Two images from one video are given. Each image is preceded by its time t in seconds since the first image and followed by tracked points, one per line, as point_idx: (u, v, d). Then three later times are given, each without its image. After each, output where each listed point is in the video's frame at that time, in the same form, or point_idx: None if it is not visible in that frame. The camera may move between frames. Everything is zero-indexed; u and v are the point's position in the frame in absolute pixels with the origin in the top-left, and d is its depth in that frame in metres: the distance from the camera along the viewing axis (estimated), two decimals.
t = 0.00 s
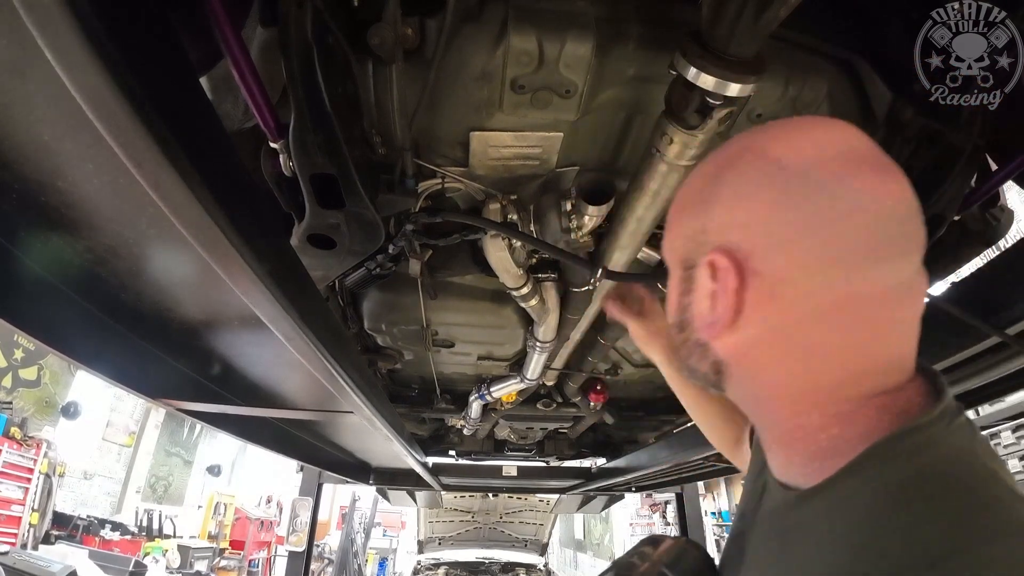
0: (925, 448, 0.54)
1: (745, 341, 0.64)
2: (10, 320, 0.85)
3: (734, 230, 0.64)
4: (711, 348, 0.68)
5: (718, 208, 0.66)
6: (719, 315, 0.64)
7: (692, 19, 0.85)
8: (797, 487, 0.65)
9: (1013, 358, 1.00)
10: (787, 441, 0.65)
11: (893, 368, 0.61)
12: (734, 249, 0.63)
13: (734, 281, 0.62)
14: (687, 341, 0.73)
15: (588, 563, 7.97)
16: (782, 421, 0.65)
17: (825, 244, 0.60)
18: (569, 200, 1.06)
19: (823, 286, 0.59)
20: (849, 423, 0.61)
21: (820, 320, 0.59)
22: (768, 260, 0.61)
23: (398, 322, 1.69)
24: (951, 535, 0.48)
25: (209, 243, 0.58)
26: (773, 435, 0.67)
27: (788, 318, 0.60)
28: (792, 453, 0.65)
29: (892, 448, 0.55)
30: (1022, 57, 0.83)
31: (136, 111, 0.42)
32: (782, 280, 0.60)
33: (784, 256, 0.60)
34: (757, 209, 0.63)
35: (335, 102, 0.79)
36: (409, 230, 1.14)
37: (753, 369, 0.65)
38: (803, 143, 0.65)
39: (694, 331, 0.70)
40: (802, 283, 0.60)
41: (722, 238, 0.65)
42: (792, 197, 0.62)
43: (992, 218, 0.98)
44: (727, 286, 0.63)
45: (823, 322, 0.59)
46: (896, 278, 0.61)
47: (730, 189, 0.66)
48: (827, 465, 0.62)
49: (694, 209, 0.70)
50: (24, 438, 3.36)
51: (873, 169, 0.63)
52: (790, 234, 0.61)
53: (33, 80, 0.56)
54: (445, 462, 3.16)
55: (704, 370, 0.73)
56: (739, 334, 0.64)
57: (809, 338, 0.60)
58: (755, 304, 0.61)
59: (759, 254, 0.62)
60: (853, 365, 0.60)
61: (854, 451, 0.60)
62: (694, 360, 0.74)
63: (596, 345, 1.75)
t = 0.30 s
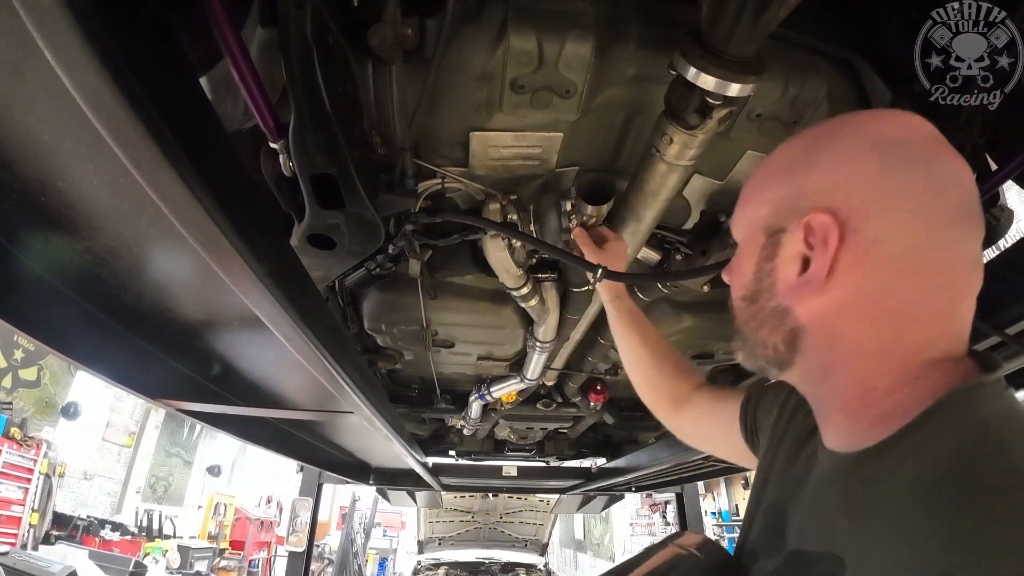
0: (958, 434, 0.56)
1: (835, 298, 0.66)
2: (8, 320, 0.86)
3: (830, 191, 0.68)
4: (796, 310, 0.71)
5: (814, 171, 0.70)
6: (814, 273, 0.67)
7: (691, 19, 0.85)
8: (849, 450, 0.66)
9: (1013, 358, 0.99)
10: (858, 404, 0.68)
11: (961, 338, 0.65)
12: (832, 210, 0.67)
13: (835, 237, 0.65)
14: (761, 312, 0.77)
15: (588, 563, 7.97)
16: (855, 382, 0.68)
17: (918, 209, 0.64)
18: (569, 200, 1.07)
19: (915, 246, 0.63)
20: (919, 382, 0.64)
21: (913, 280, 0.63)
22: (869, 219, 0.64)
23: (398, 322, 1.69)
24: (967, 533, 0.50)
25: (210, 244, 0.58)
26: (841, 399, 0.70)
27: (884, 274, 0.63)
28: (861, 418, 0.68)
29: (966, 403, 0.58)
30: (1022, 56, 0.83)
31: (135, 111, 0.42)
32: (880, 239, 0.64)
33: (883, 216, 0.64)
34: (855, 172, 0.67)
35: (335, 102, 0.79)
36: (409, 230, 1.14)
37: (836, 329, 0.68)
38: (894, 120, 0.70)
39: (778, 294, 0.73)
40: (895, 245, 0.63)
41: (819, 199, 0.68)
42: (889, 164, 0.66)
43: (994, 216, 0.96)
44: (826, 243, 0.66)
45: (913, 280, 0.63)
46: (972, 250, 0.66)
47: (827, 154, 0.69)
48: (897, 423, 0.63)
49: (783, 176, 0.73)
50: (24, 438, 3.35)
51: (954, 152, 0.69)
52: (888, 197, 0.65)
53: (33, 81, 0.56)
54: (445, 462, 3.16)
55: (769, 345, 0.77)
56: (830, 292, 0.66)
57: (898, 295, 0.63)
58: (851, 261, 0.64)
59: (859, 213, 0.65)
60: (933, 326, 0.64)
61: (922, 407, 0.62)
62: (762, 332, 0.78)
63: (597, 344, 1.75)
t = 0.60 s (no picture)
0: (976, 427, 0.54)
1: (859, 284, 0.66)
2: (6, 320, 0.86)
3: (856, 176, 0.68)
4: (815, 298, 0.71)
5: (838, 157, 0.70)
6: (838, 257, 0.67)
7: (692, 19, 0.85)
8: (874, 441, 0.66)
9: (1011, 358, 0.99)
10: (880, 392, 0.68)
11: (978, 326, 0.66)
12: (857, 194, 0.67)
13: (861, 221, 0.65)
14: (773, 301, 0.77)
15: (587, 563, 7.98)
16: (875, 371, 0.68)
17: (936, 195, 0.65)
18: (569, 200, 1.07)
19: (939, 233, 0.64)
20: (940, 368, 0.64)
21: (938, 264, 0.64)
22: (897, 204, 0.65)
23: (398, 322, 1.69)
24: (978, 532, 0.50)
25: (209, 244, 0.58)
26: (861, 388, 0.70)
27: (909, 258, 0.64)
28: (882, 408, 0.67)
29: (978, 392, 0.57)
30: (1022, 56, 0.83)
31: (135, 112, 0.42)
32: (907, 223, 0.64)
33: (909, 201, 0.65)
34: (882, 158, 0.67)
35: (334, 102, 0.79)
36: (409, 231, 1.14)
37: (859, 315, 0.68)
38: (916, 106, 0.71)
39: (796, 280, 0.72)
40: (923, 231, 0.64)
41: (843, 184, 0.69)
42: (914, 149, 0.67)
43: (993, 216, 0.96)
44: (852, 227, 0.66)
45: (938, 266, 0.64)
46: (990, 238, 0.67)
47: (851, 138, 0.70)
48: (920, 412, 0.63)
49: (804, 161, 0.74)
50: (24, 439, 3.34)
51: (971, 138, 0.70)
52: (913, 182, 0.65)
53: (33, 81, 0.56)
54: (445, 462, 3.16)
55: (781, 335, 0.77)
56: (854, 277, 0.66)
57: (922, 280, 0.64)
58: (878, 244, 0.65)
59: (886, 198, 0.66)
60: (955, 313, 0.64)
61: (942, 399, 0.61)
62: (773, 323, 0.77)
63: (596, 344, 1.75)
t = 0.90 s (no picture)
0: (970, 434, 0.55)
1: (810, 314, 0.67)
2: (7, 320, 0.86)
3: (792, 204, 0.67)
4: (765, 330, 0.72)
5: (772, 182, 0.69)
6: (785, 293, 0.67)
7: (692, 19, 0.85)
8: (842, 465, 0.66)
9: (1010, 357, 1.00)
10: (847, 418, 0.68)
11: (951, 332, 0.65)
12: (796, 224, 0.67)
13: (802, 255, 0.65)
14: (726, 333, 0.78)
15: (588, 563, 7.98)
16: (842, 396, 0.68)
17: (886, 212, 0.64)
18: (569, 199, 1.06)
19: (891, 252, 0.63)
20: (910, 395, 0.63)
21: (889, 285, 0.63)
22: (840, 230, 0.64)
23: (398, 322, 1.69)
24: (976, 533, 0.50)
25: (210, 245, 0.58)
26: (830, 414, 0.69)
27: (857, 285, 0.64)
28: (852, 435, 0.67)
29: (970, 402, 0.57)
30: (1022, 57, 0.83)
31: (135, 112, 0.42)
32: (852, 250, 0.64)
33: (848, 226, 0.64)
34: (819, 179, 0.66)
35: (334, 102, 0.79)
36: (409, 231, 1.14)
37: (818, 343, 0.68)
38: (849, 110, 0.69)
39: (745, 316, 0.74)
40: (871, 254, 0.63)
41: (779, 214, 0.68)
42: (855, 163, 0.66)
43: (994, 217, 0.95)
44: (794, 263, 0.66)
45: (886, 289, 0.63)
46: (950, 240, 0.66)
47: (783, 162, 0.69)
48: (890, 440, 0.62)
49: (735, 186, 0.73)
50: (24, 439, 3.33)
51: (919, 132, 0.69)
52: (856, 203, 0.64)
53: (33, 81, 0.56)
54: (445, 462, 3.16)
55: (740, 364, 0.78)
56: (805, 308, 0.67)
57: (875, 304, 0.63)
58: (824, 276, 0.65)
59: (827, 226, 0.65)
60: (922, 329, 0.63)
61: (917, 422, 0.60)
62: (732, 353, 0.78)
63: (596, 345, 1.75)
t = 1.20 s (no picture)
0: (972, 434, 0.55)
1: (752, 342, 0.67)
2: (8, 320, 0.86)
3: (728, 232, 0.67)
4: (715, 353, 0.72)
5: (710, 207, 0.69)
6: (723, 322, 0.67)
7: (691, 19, 0.85)
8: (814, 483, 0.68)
9: (1011, 356, 0.99)
10: (809, 436, 0.68)
11: (915, 352, 0.64)
12: (731, 252, 0.67)
13: (734, 286, 0.65)
14: (680, 350, 0.77)
15: (588, 563, 7.99)
16: (802, 416, 0.68)
17: (828, 241, 0.62)
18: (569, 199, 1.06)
19: (831, 281, 0.62)
20: (875, 415, 0.64)
21: (828, 314, 0.62)
22: (773, 260, 0.64)
23: (398, 323, 1.69)
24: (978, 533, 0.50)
25: (211, 246, 0.58)
26: (791, 431, 0.70)
27: (796, 314, 0.64)
28: (814, 453, 0.68)
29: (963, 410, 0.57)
30: (1022, 57, 0.83)
31: (134, 111, 0.42)
32: (786, 281, 0.63)
33: (783, 258, 0.63)
34: (752, 207, 0.65)
35: (333, 102, 0.79)
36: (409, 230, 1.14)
37: (767, 367, 0.68)
38: (791, 128, 0.67)
39: (694, 338, 0.73)
40: (809, 284, 0.63)
41: (718, 240, 0.68)
42: (791, 188, 0.64)
43: (994, 217, 0.95)
44: (728, 294, 0.66)
45: (829, 319, 0.63)
46: (904, 260, 0.63)
47: (720, 187, 0.68)
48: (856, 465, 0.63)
49: (680, 210, 0.73)
50: (25, 439, 3.32)
51: (869, 146, 0.65)
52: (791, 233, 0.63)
53: (33, 81, 0.56)
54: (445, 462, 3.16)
55: (698, 378, 0.77)
56: (745, 336, 0.67)
57: (818, 332, 0.63)
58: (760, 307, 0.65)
59: (760, 256, 0.65)
60: (874, 355, 0.63)
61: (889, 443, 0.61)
62: (689, 369, 0.78)
63: (596, 344, 1.75)
